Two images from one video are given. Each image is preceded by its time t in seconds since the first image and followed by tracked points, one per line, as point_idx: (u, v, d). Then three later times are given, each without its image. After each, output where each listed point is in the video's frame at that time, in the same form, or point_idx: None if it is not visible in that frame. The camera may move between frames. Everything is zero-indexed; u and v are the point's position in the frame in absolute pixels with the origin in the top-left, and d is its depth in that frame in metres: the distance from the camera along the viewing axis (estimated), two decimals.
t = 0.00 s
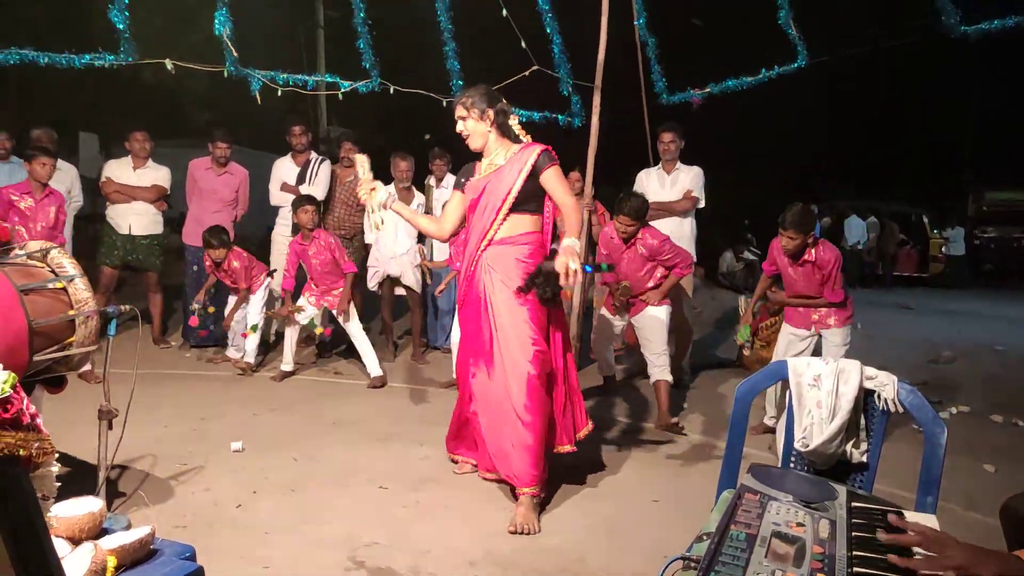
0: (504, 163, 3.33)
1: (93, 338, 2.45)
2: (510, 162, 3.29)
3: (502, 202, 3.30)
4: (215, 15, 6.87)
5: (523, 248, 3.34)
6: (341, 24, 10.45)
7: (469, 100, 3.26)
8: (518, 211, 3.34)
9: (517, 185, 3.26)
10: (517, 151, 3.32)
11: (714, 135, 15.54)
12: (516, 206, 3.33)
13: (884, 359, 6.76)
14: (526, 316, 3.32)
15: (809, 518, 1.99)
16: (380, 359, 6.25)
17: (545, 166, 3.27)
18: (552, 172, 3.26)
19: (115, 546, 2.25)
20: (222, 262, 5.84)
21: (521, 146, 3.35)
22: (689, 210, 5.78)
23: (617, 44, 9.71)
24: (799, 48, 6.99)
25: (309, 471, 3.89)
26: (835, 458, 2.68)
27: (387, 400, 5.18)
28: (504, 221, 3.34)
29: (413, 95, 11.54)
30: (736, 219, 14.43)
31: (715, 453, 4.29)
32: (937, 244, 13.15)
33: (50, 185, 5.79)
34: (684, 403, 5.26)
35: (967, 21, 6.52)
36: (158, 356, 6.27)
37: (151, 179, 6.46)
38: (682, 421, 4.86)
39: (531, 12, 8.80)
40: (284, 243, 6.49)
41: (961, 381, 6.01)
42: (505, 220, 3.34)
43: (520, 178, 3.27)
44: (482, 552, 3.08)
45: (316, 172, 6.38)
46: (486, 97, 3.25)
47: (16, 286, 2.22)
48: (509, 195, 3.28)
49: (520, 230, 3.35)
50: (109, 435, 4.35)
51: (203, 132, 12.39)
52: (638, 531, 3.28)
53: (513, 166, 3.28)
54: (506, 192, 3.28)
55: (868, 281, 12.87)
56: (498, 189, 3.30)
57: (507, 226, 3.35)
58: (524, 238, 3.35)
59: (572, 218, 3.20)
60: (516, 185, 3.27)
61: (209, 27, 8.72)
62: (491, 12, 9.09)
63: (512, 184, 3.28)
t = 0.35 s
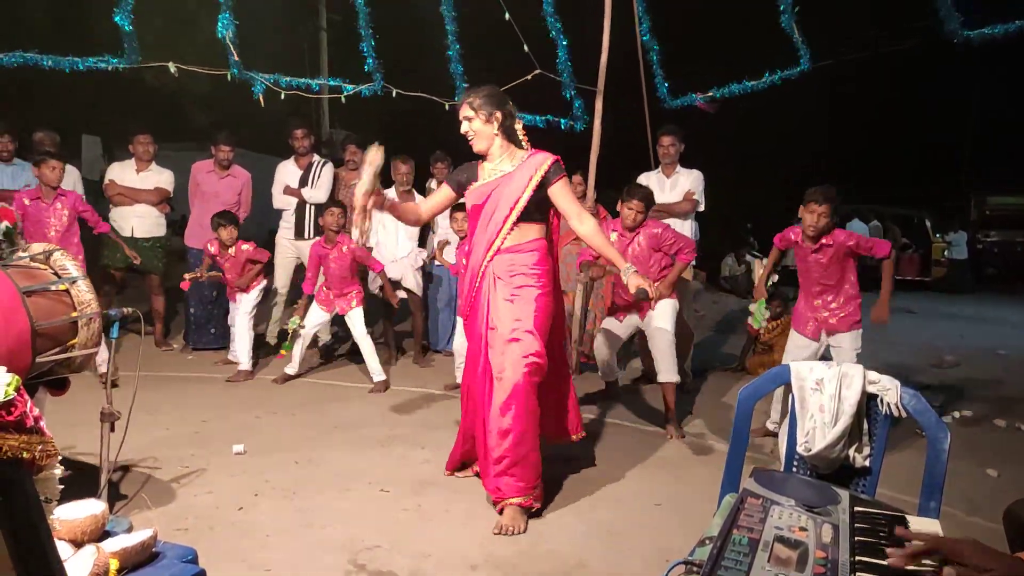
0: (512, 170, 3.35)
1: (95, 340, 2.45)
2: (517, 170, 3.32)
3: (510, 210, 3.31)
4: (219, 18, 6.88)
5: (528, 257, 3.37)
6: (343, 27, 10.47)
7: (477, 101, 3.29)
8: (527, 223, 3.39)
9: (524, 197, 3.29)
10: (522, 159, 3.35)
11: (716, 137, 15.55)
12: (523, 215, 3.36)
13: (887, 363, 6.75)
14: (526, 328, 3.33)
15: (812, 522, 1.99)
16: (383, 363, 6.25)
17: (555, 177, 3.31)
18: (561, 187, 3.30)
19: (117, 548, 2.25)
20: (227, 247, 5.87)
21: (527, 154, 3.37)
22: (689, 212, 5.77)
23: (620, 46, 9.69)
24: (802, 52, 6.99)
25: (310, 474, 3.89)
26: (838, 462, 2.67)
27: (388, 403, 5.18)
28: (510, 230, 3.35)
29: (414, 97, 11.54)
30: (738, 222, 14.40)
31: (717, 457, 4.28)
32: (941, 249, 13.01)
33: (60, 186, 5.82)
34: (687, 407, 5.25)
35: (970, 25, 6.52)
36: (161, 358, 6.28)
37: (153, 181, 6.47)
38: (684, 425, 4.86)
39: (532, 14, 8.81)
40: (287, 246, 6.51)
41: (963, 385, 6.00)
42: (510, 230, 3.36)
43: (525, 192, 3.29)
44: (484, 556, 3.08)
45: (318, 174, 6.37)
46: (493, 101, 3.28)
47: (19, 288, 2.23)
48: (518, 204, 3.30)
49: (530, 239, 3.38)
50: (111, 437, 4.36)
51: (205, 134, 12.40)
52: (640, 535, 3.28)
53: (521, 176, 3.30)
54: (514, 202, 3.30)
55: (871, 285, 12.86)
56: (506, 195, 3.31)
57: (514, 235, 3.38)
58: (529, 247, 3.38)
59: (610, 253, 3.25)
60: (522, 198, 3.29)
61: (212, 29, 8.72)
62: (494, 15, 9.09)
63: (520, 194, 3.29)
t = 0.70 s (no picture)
0: (531, 152, 3.25)
1: (92, 336, 2.44)
2: (537, 153, 3.24)
3: (529, 198, 3.23)
4: (217, 14, 6.86)
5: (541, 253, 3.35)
6: (342, 25, 10.46)
7: (498, 74, 3.17)
8: (543, 213, 3.33)
9: (543, 185, 3.22)
10: (538, 142, 3.27)
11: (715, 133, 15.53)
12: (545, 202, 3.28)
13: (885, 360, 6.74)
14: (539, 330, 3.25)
15: (810, 517, 1.99)
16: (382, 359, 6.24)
17: (576, 166, 3.27)
18: (580, 174, 3.27)
19: (115, 544, 2.25)
20: (230, 223, 5.86)
21: (546, 136, 3.30)
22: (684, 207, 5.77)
23: (619, 42, 9.67)
24: (801, 48, 6.98)
25: (309, 470, 3.89)
26: (835, 458, 2.68)
27: (386, 399, 5.17)
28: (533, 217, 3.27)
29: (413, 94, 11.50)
30: (737, 219, 14.40)
31: (715, 452, 4.28)
32: (939, 245, 13.06)
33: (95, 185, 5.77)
34: (685, 403, 5.24)
35: (970, 21, 6.50)
36: (158, 354, 6.27)
37: (151, 177, 6.46)
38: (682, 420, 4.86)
39: (531, 11, 8.81)
40: (284, 242, 6.50)
41: (962, 381, 6.00)
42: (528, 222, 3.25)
43: (545, 180, 3.22)
44: (482, 552, 3.09)
45: (315, 169, 6.37)
46: (514, 76, 3.17)
47: (16, 284, 2.22)
48: (537, 192, 3.22)
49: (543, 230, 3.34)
50: (109, 433, 4.35)
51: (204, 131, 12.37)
52: (638, 531, 3.28)
53: (540, 160, 3.23)
54: (532, 187, 3.22)
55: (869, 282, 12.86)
56: (525, 179, 3.22)
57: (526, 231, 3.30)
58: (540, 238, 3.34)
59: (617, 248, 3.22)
60: (540, 186, 3.22)
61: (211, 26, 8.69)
62: (493, 12, 9.08)
63: (540, 178, 3.22)
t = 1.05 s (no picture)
0: (526, 147, 3.22)
1: (90, 332, 2.44)
2: (532, 148, 3.20)
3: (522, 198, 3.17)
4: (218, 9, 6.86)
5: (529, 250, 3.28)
6: (341, 21, 10.44)
7: (497, 66, 3.15)
8: (541, 206, 3.29)
9: (537, 183, 3.16)
10: (535, 136, 3.23)
11: (714, 130, 15.50)
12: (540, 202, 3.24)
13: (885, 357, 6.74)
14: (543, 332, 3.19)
15: (808, 513, 1.99)
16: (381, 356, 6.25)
17: (568, 161, 3.18)
18: (568, 170, 3.17)
19: (113, 539, 2.25)
20: (223, 229, 5.86)
21: (545, 130, 3.25)
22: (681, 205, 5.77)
23: (619, 37, 9.64)
24: (801, 45, 6.97)
25: (308, 465, 3.89)
26: (833, 453, 2.68)
27: (385, 396, 5.17)
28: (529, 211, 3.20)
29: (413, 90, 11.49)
30: (736, 216, 14.38)
31: (713, 449, 4.28)
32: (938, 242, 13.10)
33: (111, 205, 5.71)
34: (684, 400, 5.23)
35: (970, 18, 6.50)
36: (157, 351, 6.26)
37: (150, 173, 6.45)
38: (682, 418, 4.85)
39: (531, 8, 8.79)
40: (281, 238, 6.47)
41: (960, 378, 6.00)
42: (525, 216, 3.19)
43: (539, 175, 3.16)
44: (480, 548, 3.09)
45: (312, 165, 6.38)
46: (515, 69, 3.15)
47: (13, 280, 2.22)
48: (532, 187, 3.16)
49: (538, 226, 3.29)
50: (107, 428, 4.35)
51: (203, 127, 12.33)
52: (637, 527, 3.28)
53: (535, 153, 3.18)
54: (525, 182, 3.17)
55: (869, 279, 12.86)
56: (519, 175, 3.19)
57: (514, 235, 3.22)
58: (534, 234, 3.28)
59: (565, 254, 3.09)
60: (536, 180, 3.15)
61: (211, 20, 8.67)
62: (494, 8, 9.06)
63: (533, 174, 3.16)
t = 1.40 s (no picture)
0: (502, 175, 3.17)
1: (90, 333, 2.44)
2: (510, 172, 3.16)
3: (506, 217, 3.18)
4: (218, 11, 6.87)
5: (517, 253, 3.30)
6: (342, 23, 10.44)
7: (481, 98, 3.09)
8: (525, 221, 3.30)
9: (519, 204, 3.17)
10: (508, 162, 3.18)
11: (715, 132, 15.49)
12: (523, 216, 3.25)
13: (885, 358, 6.74)
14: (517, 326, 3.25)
15: (808, 515, 2.00)
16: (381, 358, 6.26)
17: (548, 179, 3.21)
18: (545, 191, 3.19)
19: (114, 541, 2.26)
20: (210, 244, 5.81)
21: (515, 151, 3.19)
22: (680, 207, 5.76)
23: (619, 39, 9.64)
24: (801, 46, 6.98)
25: (309, 468, 3.89)
26: (834, 456, 2.68)
27: (385, 398, 5.17)
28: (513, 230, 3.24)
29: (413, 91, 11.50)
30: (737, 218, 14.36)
31: (713, 451, 4.28)
32: (938, 244, 13.12)
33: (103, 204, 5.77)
34: (685, 402, 5.24)
35: (970, 20, 6.51)
36: (157, 353, 6.27)
37: (151, 175, 6.46)
38: (682, 419, 4.85)
39: (531, 9, 8.80)
40: (281, 240, 6.47)
41: (961, 380, 6.00)
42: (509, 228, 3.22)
43: (519, 198, 3.16)
44: (481, 549, 3.09)
45: (311, 168, 6.38)
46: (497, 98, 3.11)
47: (13, 282, 2.22)
48: (514, 209, 3.17)
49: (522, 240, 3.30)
50: (108, 431, 4.36)
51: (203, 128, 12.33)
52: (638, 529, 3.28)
53: (512, 178, 3.15)
54: (506, 206, 3.17)
55: (869, 280, 12.84)
56: (501, 199, 3.16)
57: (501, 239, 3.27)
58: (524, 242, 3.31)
59: (570, 270, 3.21)
60: (516, 203, 3.16)
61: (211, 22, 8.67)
62: (494, 9, 9.06)
63: (513, 198, 3.16)
